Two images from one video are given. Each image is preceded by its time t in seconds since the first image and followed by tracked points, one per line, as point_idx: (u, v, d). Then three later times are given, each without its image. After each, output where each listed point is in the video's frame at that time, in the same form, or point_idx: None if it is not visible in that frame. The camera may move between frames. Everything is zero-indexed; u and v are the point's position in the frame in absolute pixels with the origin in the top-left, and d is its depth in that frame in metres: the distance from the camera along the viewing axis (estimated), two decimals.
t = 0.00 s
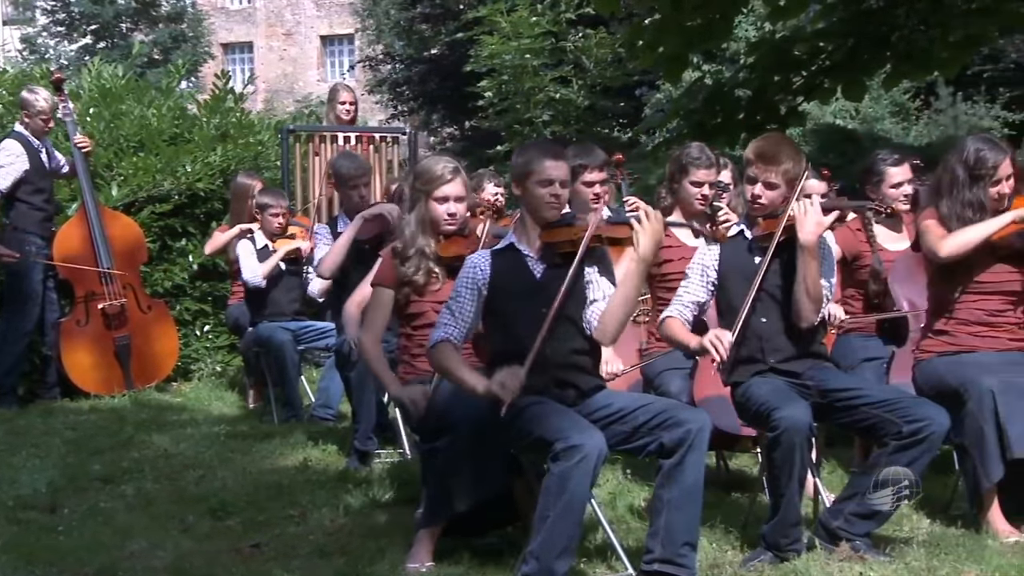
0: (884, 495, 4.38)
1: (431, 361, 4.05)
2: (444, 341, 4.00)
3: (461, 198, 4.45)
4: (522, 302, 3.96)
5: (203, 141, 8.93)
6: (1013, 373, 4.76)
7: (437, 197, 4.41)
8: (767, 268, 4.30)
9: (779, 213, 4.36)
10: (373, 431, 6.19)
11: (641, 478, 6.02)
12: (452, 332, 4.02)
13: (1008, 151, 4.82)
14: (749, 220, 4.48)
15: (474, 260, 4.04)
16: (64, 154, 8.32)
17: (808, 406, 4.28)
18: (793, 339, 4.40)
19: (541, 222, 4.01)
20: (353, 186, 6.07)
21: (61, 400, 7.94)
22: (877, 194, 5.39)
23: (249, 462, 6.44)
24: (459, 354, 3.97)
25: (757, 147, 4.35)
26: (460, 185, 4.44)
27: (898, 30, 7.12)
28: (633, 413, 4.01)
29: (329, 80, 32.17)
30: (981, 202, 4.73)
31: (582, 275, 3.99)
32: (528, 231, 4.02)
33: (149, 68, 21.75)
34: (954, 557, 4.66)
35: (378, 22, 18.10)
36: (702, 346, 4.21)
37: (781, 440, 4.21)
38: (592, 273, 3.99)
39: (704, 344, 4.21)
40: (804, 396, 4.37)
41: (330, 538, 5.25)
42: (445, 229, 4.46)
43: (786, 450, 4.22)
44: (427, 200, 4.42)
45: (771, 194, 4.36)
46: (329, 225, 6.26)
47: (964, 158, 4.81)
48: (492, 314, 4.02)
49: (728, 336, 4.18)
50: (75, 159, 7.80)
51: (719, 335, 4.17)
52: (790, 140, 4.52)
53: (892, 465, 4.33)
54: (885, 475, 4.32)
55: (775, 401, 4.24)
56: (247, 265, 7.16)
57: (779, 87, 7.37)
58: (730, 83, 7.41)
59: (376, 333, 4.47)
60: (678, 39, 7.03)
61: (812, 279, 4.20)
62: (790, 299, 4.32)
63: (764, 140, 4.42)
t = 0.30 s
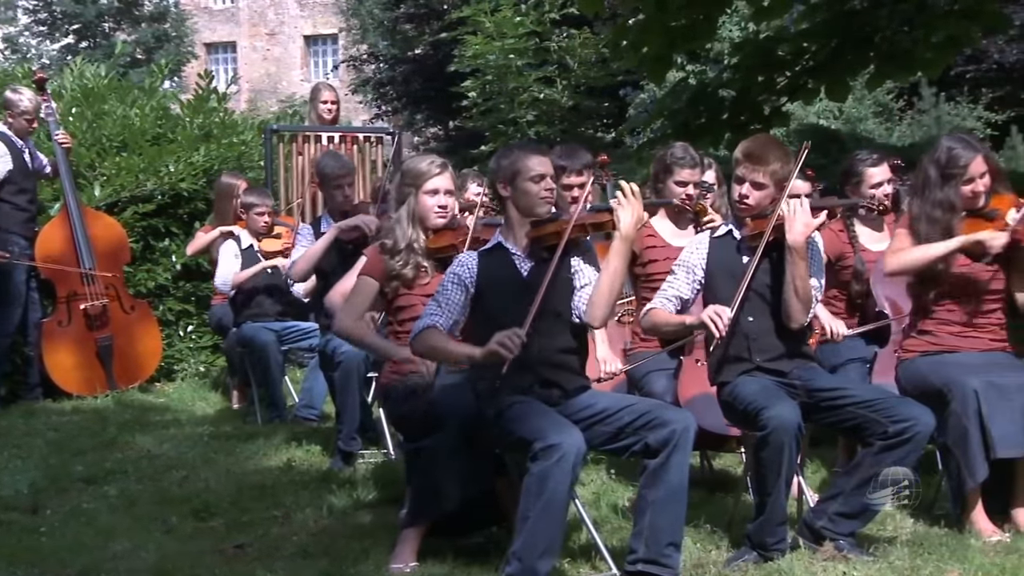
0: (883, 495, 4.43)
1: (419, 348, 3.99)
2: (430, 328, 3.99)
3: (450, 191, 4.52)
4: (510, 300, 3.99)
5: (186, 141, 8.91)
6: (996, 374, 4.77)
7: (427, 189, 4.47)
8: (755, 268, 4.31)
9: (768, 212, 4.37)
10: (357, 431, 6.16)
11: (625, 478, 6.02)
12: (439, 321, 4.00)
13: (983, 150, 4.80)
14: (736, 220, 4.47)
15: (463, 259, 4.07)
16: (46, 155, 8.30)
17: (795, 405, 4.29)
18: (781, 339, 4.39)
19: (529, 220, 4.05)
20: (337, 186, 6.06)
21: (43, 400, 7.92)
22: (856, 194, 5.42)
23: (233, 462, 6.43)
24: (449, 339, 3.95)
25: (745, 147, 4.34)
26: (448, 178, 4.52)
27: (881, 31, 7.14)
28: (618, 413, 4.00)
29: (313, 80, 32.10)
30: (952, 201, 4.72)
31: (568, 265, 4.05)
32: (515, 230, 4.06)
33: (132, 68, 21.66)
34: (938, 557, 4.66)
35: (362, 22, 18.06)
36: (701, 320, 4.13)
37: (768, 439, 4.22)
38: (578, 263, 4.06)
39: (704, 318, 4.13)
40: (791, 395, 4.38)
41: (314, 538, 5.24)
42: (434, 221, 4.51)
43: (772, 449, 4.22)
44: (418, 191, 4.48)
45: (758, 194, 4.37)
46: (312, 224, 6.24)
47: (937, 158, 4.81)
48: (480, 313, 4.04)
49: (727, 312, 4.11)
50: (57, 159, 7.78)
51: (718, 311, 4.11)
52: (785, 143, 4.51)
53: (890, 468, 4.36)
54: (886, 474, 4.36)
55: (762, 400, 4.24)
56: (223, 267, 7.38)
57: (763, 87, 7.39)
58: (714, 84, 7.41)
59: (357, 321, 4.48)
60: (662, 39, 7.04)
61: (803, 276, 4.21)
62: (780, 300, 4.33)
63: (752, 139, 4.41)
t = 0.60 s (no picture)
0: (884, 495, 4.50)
1: (406, 341, 4.01)
2: (419, 322, 4.00)
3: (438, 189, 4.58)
4: (498, 299, 4.00)
5: (171, 141, 8.89)
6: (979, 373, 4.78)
7: (415, 186, 4.53)
8: (745, 267, 4.33)
9: (757, 212, 4.39)
10: (343, 431, 6.16)
11: (612, 478, 6.02)
12: (428, 316, 4.01)
13: (955, 147, 4.77)
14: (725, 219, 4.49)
15: (450, 258, 4.07)
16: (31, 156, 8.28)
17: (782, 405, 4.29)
18: (767, 340, 4.39)
19: (516, 220, 4.05)
20: (323, 187, 6.06)
21: (28, 401, 7.90)
22: (842, 195, 5.42)
23: (219, 462, 6.42)
24: (439, 332, 3.97)
25: (735, 147, 4.35)
26: (436, 176, 4.58)
27: (867, 31, 7.14)
28: (604, 413, 4.00)
29: (299, 80, 32.06)
30: (918, 199, 4.74)
31: (555, 263, 4.06)
32: (501, 230, 4.06)
33: (116, 67, 21.61)
34: (923, 556, 4.66)
35: (348, 22, 18.04)
36: (693, 309, 4.17)
37: (755, 438, 4.22)
38: (565, 261, 4.09)
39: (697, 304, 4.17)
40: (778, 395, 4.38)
41: (300, 538, 5.23)
42: (424, 218, 4.56)
43: (759, 449, 4.22)
44: (408, 189, 4.54)
45: (748, 193, 4.39)
46: (297, 224, 6.23)
47: (908, 158, 4.81)
48: (467, 313, 4.05)
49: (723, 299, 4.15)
50: (42, 159, 7.76)
51: (714, 297, 4.13)
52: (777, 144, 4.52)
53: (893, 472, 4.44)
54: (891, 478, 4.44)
55: (749, 400, 4.25)
56: (206, 267, 7.25)
57: (748, 87, 7.39)
58: (700, 84, 7.46)
59: (346, 302, 4.58)
60: (648, 40, 7.04)
61: (791, 277, 4.22)
62: (769, 300, 4.34)
63: (743, 138, 4.42)
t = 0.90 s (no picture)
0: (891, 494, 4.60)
1: (397, 338, 3.98)
2: (409, 318, 3.97)
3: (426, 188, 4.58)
4: (487, 298, 3.99)
5: (158, 141, 8.87)
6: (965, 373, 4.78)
7: (404, 186, 4.54)
8: (736, 266, 4.34)
9: (747, 212, 4.41)
10: (331, 432, 6.15)
11: (600, 478, 6.02)
12: (417, 312, 3.99)
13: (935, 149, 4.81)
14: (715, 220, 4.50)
15: (439, 258, 4.06)
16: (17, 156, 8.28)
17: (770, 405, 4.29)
18: (756, 340, 4.38)
19: (503, 220, 4.04)
20: (310, 186, 6.09)
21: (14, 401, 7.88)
22: (830, 194, 5.43)
23: (206, 463, 6.41)
24: (429, 326, 3.95)
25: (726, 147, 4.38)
26: (424, 175, 4.58)
27: (855, 31, 7.14)
28: (592, 414, 4.00)
29: (287, 80, 32.00)
30: (895, 204, 4.82)
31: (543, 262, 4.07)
32: (490, 230, 4.05)
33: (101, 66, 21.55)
34: (911, 555, 4.67)
35: (336, 22, 18.03)
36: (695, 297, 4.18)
37: (743, 438, 4.22)
38: (553, 260, 4.10)
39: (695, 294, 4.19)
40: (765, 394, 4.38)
41: (287, 538, 5.23)
42: (412, 218, 4.57)
43: (748, 448, 4.23)
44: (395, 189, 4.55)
45: (739, 193, 4.41)
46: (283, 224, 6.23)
47: (887, 160, 4.86)
48: (456, 312, 4.03)
49: (719, 289, 4.17)
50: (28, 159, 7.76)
51: (710, 288, 4.16)
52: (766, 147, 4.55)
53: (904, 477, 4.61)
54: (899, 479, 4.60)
55: (737, 400, 4.25)
56: (194, 270, 7.27)
57: (736, 87, 7.43)
58: (688, 84, 7.50)
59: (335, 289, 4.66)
60: (635, 40, 7.05)
61: (780, 277, 4.23)
62: (758, 301, 4.34)
63: (734, 139, 4.45)
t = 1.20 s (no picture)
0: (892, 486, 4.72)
1: (385, 333, 3.97)
2: (396, 313, 3.97)
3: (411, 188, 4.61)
4: (472, 297, 3.98)
5: (143, 140, 8.85)
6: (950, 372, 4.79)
7: (388, 186, 4.56)
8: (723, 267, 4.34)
9: (734, 214, 4.41)
10: (316, 432, 6.14)
11: (586, 477, 6.03)
12: (405, 307, 3.99)
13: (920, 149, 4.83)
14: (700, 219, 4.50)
15: (424, 257, 4.06)
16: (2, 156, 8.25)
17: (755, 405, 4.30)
18: (740, 339, 4.39)
19: (488, 220, 4.04)
20: (295, 186, 6.06)
21: None
22: (816, 194, 5.45)
23: (191, 463, 6.40)
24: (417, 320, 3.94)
25: (714, 149, 4.35)
26: (409, 176, 4.60)
27: (839, 32, 7.16)
28: (577, 413, 3.99)
29: (272, 80, 31.93)
30: (882, 203, 4.85)
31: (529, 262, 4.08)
32: (475, 230, 4.05)
33: (85, 66, 21.47)
34: (895, 555, 4.68)
35: (321, 22, 17.99)
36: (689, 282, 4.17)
37: (729, 437, 4.23)
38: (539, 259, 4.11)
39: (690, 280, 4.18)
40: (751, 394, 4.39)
41: (273, 539, 5.22)
42: (397, 218, 4.58)
43: (733, 448, 4.23)
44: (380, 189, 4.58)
45: (726, 194, 4.40)
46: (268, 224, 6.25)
47: (875, 159, 4.90)
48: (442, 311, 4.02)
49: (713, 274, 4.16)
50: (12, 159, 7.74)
51: (705, 274, 4.15)
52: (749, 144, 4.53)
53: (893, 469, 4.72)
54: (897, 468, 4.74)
55: (723, 399, 4.25)
56: (179, 271, 7.24)
57: (721, 87, 7.46)
58: (673, 84, 7.51)
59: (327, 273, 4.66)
60: (620, 40, 7.06)
61: (767, 279, 4.23)
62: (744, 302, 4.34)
63: (720, 140, 4.42)
